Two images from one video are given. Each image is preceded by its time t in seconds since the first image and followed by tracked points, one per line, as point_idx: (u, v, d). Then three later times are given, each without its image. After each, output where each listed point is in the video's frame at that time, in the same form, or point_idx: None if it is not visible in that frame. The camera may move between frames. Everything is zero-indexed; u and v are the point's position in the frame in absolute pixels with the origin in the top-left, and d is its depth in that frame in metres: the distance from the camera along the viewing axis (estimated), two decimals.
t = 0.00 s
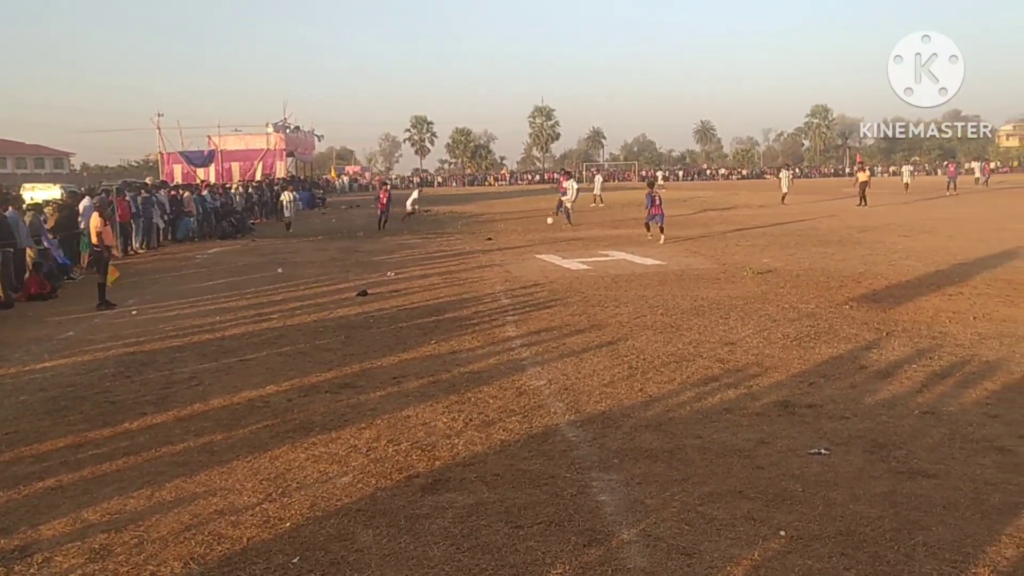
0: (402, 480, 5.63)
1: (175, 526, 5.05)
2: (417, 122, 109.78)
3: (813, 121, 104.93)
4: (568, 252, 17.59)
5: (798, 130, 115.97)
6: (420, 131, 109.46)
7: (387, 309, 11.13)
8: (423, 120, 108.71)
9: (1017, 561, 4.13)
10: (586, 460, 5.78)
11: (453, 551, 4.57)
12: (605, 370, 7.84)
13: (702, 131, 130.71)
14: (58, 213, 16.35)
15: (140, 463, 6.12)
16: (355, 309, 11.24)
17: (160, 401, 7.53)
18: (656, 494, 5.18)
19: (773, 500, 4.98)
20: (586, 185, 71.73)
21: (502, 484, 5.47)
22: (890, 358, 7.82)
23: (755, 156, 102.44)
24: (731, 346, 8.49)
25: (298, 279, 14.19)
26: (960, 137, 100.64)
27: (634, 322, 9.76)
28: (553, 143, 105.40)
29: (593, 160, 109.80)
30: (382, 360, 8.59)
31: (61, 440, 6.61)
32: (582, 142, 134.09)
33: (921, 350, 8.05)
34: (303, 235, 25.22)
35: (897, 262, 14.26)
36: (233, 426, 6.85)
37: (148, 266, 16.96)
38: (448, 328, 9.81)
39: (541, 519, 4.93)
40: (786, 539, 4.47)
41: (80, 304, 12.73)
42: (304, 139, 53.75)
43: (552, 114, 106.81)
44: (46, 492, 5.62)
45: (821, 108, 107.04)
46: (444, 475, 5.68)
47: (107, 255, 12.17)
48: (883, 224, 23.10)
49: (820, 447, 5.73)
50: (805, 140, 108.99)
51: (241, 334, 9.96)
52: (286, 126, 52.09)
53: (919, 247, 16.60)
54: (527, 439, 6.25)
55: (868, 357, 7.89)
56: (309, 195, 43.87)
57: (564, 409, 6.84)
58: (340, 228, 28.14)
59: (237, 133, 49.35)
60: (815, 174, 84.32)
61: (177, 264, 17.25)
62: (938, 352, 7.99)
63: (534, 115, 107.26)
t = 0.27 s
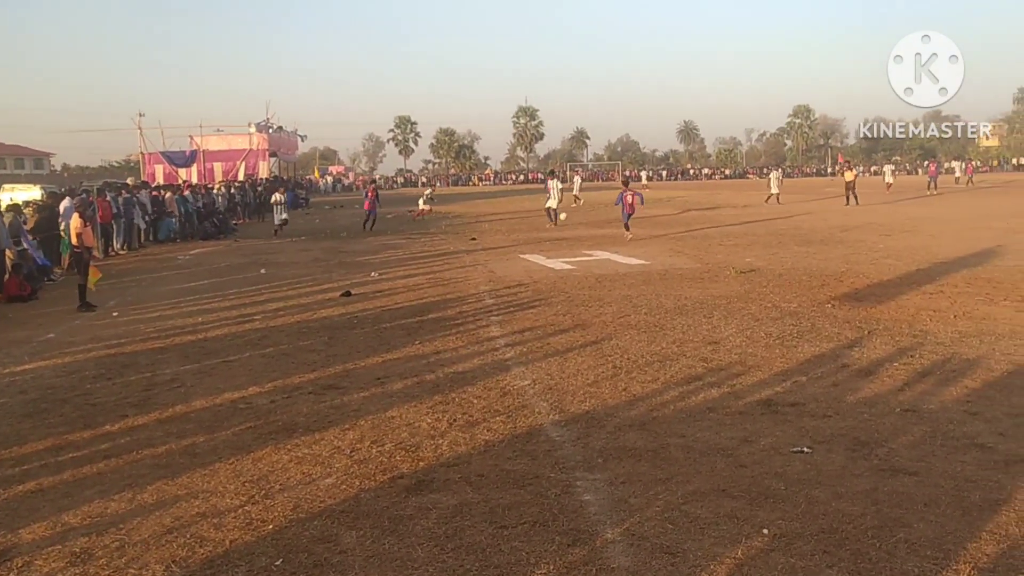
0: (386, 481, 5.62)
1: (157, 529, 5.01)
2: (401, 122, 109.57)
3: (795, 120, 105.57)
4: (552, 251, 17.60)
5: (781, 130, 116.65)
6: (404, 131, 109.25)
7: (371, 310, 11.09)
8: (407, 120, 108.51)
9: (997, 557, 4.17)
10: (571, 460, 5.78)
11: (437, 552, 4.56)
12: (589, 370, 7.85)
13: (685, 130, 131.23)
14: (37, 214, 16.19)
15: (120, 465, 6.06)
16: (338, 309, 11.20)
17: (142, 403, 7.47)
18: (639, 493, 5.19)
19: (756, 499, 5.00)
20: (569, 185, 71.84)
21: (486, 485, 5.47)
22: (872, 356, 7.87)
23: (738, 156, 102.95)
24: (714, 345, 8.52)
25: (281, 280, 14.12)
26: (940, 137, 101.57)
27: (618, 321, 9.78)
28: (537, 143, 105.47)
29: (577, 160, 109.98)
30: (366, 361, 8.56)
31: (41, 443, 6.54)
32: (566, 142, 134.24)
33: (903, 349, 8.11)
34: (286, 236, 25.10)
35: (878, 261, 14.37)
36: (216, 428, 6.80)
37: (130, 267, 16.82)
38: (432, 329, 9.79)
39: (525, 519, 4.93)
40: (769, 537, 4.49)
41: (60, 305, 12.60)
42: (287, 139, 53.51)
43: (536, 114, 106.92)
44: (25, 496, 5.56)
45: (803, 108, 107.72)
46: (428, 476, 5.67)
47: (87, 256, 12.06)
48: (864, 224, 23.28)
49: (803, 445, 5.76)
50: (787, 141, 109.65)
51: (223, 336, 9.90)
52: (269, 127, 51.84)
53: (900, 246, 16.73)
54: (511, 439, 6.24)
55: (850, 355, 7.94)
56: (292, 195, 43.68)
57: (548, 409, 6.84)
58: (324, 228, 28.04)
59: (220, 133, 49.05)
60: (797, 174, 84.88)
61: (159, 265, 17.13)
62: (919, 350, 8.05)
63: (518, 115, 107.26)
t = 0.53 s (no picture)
0: (373, 479, 5.60)
1: (142, 529, 4.97)
2: (388, 121, 109.29)
3: (781, 119, 106.04)
4: (539, 250, 17.60)
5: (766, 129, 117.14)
6: (391, 130, 109.01)
7: (358, 308, 11.06)
8: (394, 118, 108.26)
9: (981, 551, 4.20)
10: (558, 458, 5.78)
11: (424, 551, 4.54)
12: (576, 368, 7.85)
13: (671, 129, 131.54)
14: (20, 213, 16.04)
15: (105, 466, 6.01)
16: (325, 308, 11.15)
17: (126, 403, 7.41)
18: (626, 491, 5.20)
19: (743, 496, 5.01)
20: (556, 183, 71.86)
21: (473, 483, 5.46)
22: (857, 353, 7.91)
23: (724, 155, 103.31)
24: (701, 342, 8.54)
25: (267, 278, 14.05)
26: (924, 136, 102.29)
27: (604, 319, 9.79)
28: (524, 142, 105.47)
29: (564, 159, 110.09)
30: (352, 360, 8.53)
31: (25, 443, 6.48)
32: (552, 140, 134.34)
33: (888, 346, 8.15)
34: (272, 235, 24.99)
35: (863, 258, 14.45)
36: (201, 427, 6.75)
37: (114, 266, 16.69)
38: (419, 327, 9.76)
39: (512, 516, 4.92)
40: (756, 534, 4.50)
41: (44, 305, 12.49)
42: (272, 138, 53.28)
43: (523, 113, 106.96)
44: (8, 497, 5.50)
45: (788, 107, 108.22)
46: (415, 474, 5.65)
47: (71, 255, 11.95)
48: (849, 222, 23.40)
49: (789, 442, 5.78)
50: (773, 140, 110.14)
51: (209, 335, 9.84)
52: (254, 125, 51.60)
53: (884, 244, 16.82)
54: (498, 437, 6.23)
55: (835, 352, 7.97)
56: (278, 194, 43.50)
57: (536, 407, 6.84)
58: (310, 228, 27.93)
59: (205, 132, 48.78)
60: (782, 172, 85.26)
61: (144, 264, 17.01)
62: (903, 347, 8.10)
63: (504, 114, 107.24)
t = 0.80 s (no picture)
0: (358, 475, 5.61)
1: (126, 527, 4.96)
2: (372, 118, 109.08)
3: (765, 117, 106.61)
4: (524, 246, 17.64)
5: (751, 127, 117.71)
6: (376, 127, 108.75)
7: (343, 305, 11.05)
8: (379, 115, 108.09)
9: (959, 545, 4.27)
10: (543, 453, 5.81)
11: (409, 547, 4.56)
12: (561, 364, 7.89)
13: (655, 127, 131.92)
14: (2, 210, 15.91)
15: (88, 463, 6.00)
16: (311, 305, 11.15)
17: (110, 400, 7.38)
18: (610, 486, 5.24)
19: (725, 490, 5.06)
20: (541, 181, 72.00)
21: (458, 479, 5.48)
22: (839, 349, 7.99)
23: (708, 153, 103.90)
24: (685, 338, 8.60)
25: (252, 275, 14.01)
26: (907, 134, 103.15)
27: (589, 316, 9.84)
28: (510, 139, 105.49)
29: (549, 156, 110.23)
30: (337, 356, 8.54)
31: (7, 441, 6.45)
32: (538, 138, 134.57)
33: (869, 342, 8.24)
34: (257, 232, 24.90)
35: (845, 255, 14.58)
36: (185, 424, 6.74)
37: (97, 264, 16.59)
38: (405, 324, 9.78)
39: (497, 512, 4.95)
40: (737, 528, 4.55)
41: (26, 302, 12.41)
42: (257, 135, 53.01)
43: (509, 110, 106.98)
44: None
45: (772, 105, 108.80)
46: (401, 470, 5.67)
47: (54, 252, 11.87)
48: (831, 219, 23.60)
49: (771, 437, 5.84)
50: (757, 138, 110.77)
51: (194, 332, 9.81)
52: (239, 122, 51.35)
53: (867, 241, 16.96)
54: (483, 433, 6.26)
55: (817, 348, 8.06)
56: (263, 191, 43.36)
57: (521, 403, 6.87)
58: (295, 224, 27.86)
59: (189, 128, 48.47)
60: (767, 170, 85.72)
61: (127, 261, 16.91)
62: (884, 343, 8.20)
63: (490, 111, 107.27)
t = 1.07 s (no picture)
0: (347, 472, 5.60)
1: (113, 524, 4.94)
2: (361, 115, 108.77)
3: (753, 115, 106.96)
4: (513, 243, 17.63)
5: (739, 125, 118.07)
6: (365, 124, 108.46)
7: (332, 302, 11.02)
8: (367, 112, 107.79)
9: (945, 539, 4.30)
10: (532, 450, 5.82)
11: (398, 543, 4.56)
12: (550, 360, 7.90)
13: (643, 125, 132.14)
14: None
15: (75, 460, 5.96)
16: (299, 302, 11.11)
17: (97, 397, 7.34)
18: (600, 481, 5.25)
19: (714, 485, 5.08)
20: (530, 178, 72.01)
21: (447, 475, 5.48)
22: (826, 345, 8.03)
23: (696, 151, 104.17)
24: (673, 335, 8.63)
25: (240, 272, 13.96)
26: (893, 133, 103.72)
27: (578, 312, 9.85)
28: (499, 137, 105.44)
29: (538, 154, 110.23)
30: (326, 353, 8.52)
31: None
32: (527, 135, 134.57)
33: (856, 338, 8.29)
34: (245, 229, 24.80)
35: (832, 252, 14.65)
36: (173, 421, 6.71)
37: (83, 260, 16.48)
38: (394, 321, 9.77)
39: (486, 508, 4.95)
40: (726, 523, 4.57)
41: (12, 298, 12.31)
42: (245, 131, 52.76)
43: (497, 108, 106.90)
44: None
45: (760, 103, 109.16)
46: (390, 467, 5.66)
47: (40, 248, 11.79)
48: (819, 216, 23.71)
49: (760, 433, 5.87)
50: (745, 136, 111.13)
51: (181, 329, 9.77)
52: (226, 118, 51.09)
53: (854, 238, 17.05)
54: (473, 429, 6.27)
55: (805, 344, 8.10)
56: (251, 188, 43.20)
57: (510, 400, 6.87)
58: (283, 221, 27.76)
59: (176, 125, 48.20)
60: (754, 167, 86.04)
61: (114, 258, 16.80)
62: (871, 339, 8.24)
63: (479, 108, 107.18)
